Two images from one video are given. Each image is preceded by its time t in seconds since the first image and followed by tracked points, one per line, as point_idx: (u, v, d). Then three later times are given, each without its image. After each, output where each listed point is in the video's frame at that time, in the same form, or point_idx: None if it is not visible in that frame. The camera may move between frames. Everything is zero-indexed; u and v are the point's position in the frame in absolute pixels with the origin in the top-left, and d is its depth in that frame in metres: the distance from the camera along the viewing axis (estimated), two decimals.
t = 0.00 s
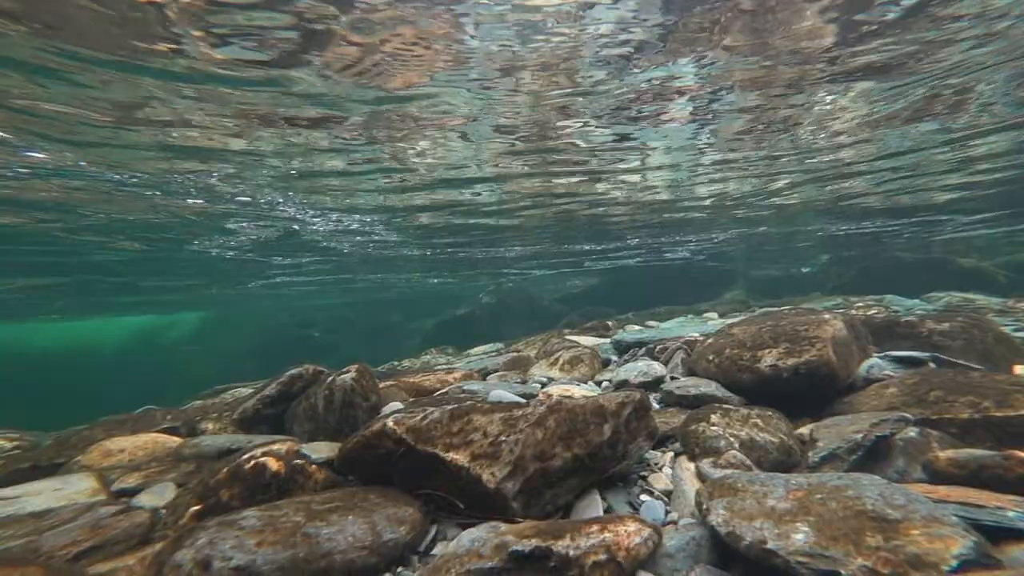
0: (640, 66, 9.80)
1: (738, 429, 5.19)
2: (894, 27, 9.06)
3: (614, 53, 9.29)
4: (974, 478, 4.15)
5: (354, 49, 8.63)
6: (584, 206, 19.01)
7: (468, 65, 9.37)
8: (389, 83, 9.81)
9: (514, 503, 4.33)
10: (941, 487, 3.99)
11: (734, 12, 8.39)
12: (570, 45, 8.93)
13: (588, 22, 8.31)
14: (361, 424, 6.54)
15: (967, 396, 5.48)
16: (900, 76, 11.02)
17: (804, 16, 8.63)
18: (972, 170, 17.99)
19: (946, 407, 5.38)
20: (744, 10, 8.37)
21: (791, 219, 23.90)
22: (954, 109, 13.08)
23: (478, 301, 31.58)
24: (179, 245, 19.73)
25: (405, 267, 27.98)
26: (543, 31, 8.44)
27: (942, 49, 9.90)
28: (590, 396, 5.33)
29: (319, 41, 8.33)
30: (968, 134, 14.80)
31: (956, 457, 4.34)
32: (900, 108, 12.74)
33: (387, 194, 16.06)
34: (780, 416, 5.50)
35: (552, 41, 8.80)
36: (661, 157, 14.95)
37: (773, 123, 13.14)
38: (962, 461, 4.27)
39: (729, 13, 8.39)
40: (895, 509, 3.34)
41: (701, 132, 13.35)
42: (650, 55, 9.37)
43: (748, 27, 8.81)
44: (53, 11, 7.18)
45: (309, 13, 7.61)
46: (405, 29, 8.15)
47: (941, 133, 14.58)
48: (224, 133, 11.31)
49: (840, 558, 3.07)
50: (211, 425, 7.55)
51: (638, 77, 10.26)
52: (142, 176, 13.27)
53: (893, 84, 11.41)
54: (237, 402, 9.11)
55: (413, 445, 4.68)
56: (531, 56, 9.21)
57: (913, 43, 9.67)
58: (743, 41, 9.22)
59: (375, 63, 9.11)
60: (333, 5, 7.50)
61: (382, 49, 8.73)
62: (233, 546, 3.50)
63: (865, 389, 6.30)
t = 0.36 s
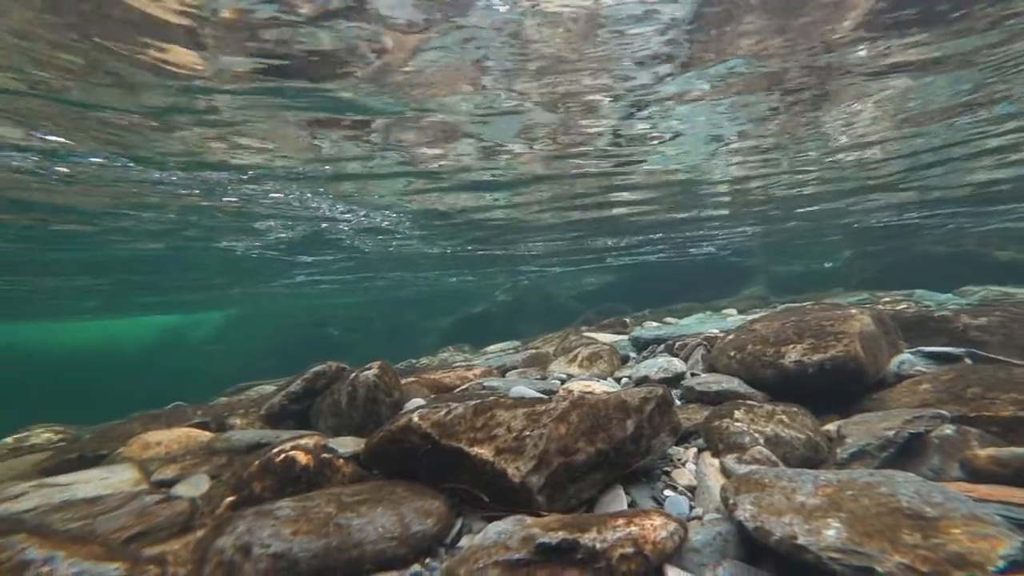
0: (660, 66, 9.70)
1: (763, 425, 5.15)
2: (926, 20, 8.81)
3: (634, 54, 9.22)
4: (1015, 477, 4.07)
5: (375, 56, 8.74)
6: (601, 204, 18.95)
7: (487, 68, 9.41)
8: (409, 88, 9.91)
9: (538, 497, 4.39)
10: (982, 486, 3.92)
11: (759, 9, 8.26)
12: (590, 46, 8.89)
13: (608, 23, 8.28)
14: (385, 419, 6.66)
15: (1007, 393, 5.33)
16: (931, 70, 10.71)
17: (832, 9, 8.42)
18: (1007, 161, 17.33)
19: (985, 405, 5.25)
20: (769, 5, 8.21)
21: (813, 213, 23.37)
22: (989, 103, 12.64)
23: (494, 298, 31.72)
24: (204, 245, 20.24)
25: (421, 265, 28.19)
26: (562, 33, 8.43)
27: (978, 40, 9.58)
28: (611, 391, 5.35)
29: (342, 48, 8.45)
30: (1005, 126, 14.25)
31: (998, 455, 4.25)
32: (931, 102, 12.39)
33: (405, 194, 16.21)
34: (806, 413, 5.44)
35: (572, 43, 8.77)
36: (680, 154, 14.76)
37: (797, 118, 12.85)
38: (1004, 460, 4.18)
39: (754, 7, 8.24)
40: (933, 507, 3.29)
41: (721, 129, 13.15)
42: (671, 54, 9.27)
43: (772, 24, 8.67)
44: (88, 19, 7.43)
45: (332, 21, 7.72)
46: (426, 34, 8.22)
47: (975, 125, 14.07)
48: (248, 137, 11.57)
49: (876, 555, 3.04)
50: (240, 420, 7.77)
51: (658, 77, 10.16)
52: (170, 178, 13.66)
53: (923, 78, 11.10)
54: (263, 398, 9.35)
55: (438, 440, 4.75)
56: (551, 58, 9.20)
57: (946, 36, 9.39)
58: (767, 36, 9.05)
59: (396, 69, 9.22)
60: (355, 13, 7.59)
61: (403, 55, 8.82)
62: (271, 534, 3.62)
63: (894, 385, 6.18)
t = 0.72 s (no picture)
0: (679, 63, 9.57)
1: (786, 421, 5.11)
2: (957, 13, 8.55)
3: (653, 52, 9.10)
4: None
5: (394, 60, 8.81)
6: (616, 201, 18.85)
7: (505, 68, 9.41)
8: (426, 89, 9.97)
9: (560, 491, 4.43)
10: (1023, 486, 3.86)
11: (784, 3, 8.08)
12: (608, 45, 8.82)
13: (628, 23, 8.20)
14: (405, 415, 6.75)
15: None
16: (961, 62, 10.40)
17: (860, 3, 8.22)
18: None
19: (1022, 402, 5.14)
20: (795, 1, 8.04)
21: (834, 207, 22.89)
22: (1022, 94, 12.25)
23: (508, 296, 31.79)
24: (224, 245, 20.62)
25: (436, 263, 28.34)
26: (581, 33, 8.39)
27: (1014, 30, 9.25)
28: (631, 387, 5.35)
29: (362, 53, 8.53)
30: None
31: None
32: (959, 95, 12.05)
33: (420, 193, 16.31)
34: (831, 409, 5.37)
35: (590, 42, 8.70)
36: (699, 151, 14.55)
37: (820, 113, 12.57)
38: None
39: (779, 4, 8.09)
40: (971, 506, 3.24)
41: (741, 125, 12.94)
42: (691, 52, 9.16)
43: (796, 19, 8.49)
44: (117, 28, 7.61)
45: (352, 26, 7.80)
46: (444, 37, 8.25)
47: (1008, 116, 13.62)
48: (268, 140, 11.77)
49: (911, 552, 3.00)
50: (263, 416, 7.94)
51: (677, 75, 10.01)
52: (193, 181, 13.96)
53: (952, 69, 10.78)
54: (284, 395, 9.54)
55: (460, 435, 4.81)
56: (569, 58, 9.16)
57: (978, 25, 9.09)
58: (792, 32, 8.86)
59: (414, 71, 9.27)
60: (376, 18, 7.65)
61: (421, 58, 8.86)
62: (302, 525, 3.72)
63: (924, 381, 6.07)
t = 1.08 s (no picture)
0: (700, 57, 9.44)
1: (815, 419, 5.03)
2: None
3: (674, 46, 9.01)
4: None
5: (417, 61, 8.89)
6: (633, 199, 18.70)
7: (523, 67, 9.41)
8: (445, 90, 10.05)
9: (586, 488, 4.44)
10: None
11: None
12: (628, 40, 8.73)
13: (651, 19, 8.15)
14: (427, 413, 6.80)
15: None
16: (999, 46, 10.03)
17: None
18: None
19: None
20: None
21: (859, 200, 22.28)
22: None
23: (524, 294, 31.83)
24: (246, 246, 21.08)
25: (452, 261, 28.49)
26: (603, 30, 8.34)
27: None
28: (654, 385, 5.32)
29: (387, 56, 8.64)
30: None
31: None
32: (996, 81, 11.62)
33: (438, 193, 16.43)
34: (862, 407, 5.26)
35: (610, 38, 8.63)
36: (719, 145, 14.30)
37: (846, 105, 12.27)
38: None
39: None
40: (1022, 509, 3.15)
41: (764, 120, 12.73)
42: (715, 45, 9.05)
43: (825, 10, 8.30)
44: (148, 37, 7.84)
45: (375, 30, 7.89)
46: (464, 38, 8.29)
47: None
48: (290, 143, 12.00)
49: (960, 556, 2.92)
50: (289, 413, 8.10)
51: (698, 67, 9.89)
52: (217, 184, 14.29)
53: (986, 56, 10.42)
54: (307, 392, 9.73)
55: (484, 431, 4.84)
56: (591, 55, 9.12)
57: (1017, 9, 8.75)
58: (820, 23, 8.66)
59: (434, 72, 9.34)
60: (399, 21, 7.72)
61: (442, 59, 8.93)
62: (334, 518, 3.80)
63: (962, 380, 5.90)
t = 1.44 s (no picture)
0: (722, 50, 9.32)
1: (845, 420, 4.91)
2: None
3: (696, 40, 8.91)
4: None
5: (438, 63, 8.96)
6: (650, 197, 18.54)
7: (542, 66, 9.39)
8: (463, 91, 10.07)
9: (610, 488, 4.41)
10: None
11: None
12: (649, 35, 8.64)
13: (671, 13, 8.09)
14: (447, 413, 6.82)
15: None
16: None
17: None
18: None
19: None
20: None
21: (883, 193, 21.73)
22: None
23: (539, 294, 31.82)
24: (266, 248, 21.45)
25: (467, 261, 28.59)
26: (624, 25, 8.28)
27: None
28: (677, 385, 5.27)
29: (408, 58, 8.73)
30: None
31: None
32: None
33: (453, 194, 16.51)
34: (896, 408, 5.13)
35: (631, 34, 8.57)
36: (739, 140, 14.08)
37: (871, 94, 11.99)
38: None
39: None
40: None
41: (786, 111, 12.51)
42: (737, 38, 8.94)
43: None
44: (175, 44, 8.02)
45: (396, 31, 7.96)
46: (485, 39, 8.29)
47: None
48: (309, 146, 12.16)
49: (1015, 566, 2.82)
50: (310, 413, 8.21)
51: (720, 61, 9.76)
52: (239, 188, 14.54)
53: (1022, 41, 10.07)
54: (327, 392, 9.85)
55: (506, 430, 4.83)
56: (610, 51, 9.07)
57: None
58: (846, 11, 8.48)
59: (453, 74, 9.39)
60: (420, 22, 7.77)
61: (461, 60, 8.97)
62: (361, 515, 3.84)
63: (1003, 381, 5.71)
